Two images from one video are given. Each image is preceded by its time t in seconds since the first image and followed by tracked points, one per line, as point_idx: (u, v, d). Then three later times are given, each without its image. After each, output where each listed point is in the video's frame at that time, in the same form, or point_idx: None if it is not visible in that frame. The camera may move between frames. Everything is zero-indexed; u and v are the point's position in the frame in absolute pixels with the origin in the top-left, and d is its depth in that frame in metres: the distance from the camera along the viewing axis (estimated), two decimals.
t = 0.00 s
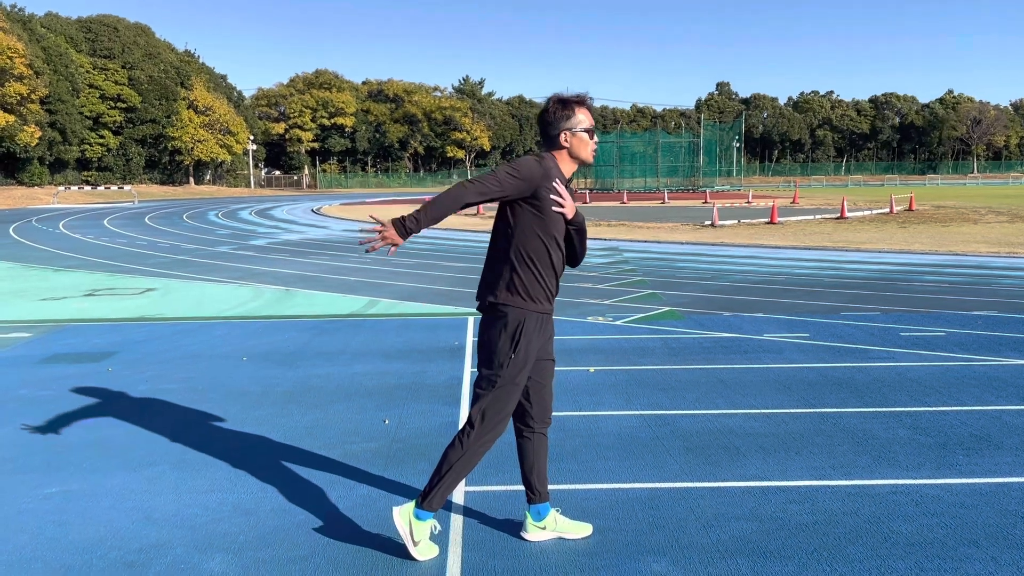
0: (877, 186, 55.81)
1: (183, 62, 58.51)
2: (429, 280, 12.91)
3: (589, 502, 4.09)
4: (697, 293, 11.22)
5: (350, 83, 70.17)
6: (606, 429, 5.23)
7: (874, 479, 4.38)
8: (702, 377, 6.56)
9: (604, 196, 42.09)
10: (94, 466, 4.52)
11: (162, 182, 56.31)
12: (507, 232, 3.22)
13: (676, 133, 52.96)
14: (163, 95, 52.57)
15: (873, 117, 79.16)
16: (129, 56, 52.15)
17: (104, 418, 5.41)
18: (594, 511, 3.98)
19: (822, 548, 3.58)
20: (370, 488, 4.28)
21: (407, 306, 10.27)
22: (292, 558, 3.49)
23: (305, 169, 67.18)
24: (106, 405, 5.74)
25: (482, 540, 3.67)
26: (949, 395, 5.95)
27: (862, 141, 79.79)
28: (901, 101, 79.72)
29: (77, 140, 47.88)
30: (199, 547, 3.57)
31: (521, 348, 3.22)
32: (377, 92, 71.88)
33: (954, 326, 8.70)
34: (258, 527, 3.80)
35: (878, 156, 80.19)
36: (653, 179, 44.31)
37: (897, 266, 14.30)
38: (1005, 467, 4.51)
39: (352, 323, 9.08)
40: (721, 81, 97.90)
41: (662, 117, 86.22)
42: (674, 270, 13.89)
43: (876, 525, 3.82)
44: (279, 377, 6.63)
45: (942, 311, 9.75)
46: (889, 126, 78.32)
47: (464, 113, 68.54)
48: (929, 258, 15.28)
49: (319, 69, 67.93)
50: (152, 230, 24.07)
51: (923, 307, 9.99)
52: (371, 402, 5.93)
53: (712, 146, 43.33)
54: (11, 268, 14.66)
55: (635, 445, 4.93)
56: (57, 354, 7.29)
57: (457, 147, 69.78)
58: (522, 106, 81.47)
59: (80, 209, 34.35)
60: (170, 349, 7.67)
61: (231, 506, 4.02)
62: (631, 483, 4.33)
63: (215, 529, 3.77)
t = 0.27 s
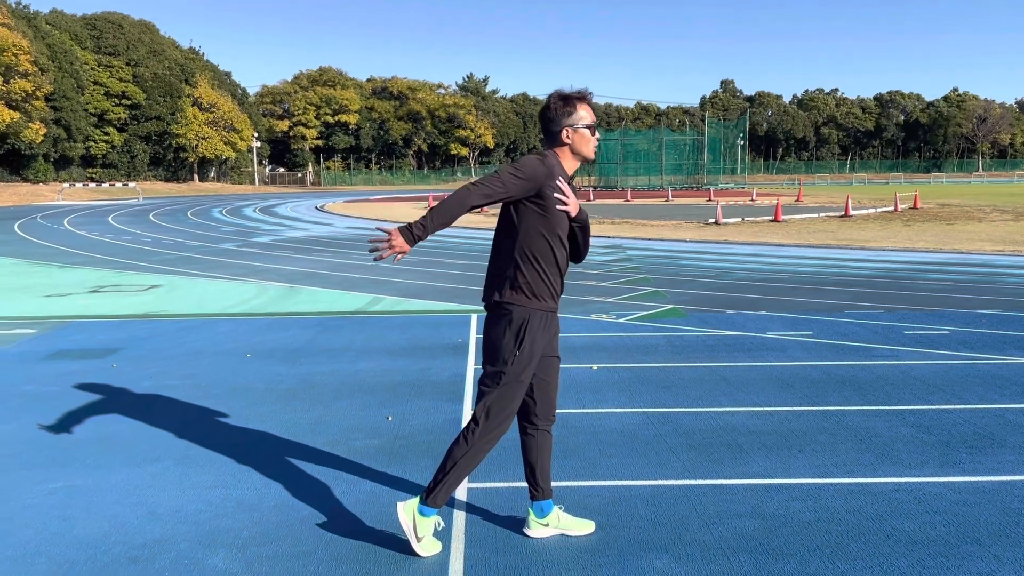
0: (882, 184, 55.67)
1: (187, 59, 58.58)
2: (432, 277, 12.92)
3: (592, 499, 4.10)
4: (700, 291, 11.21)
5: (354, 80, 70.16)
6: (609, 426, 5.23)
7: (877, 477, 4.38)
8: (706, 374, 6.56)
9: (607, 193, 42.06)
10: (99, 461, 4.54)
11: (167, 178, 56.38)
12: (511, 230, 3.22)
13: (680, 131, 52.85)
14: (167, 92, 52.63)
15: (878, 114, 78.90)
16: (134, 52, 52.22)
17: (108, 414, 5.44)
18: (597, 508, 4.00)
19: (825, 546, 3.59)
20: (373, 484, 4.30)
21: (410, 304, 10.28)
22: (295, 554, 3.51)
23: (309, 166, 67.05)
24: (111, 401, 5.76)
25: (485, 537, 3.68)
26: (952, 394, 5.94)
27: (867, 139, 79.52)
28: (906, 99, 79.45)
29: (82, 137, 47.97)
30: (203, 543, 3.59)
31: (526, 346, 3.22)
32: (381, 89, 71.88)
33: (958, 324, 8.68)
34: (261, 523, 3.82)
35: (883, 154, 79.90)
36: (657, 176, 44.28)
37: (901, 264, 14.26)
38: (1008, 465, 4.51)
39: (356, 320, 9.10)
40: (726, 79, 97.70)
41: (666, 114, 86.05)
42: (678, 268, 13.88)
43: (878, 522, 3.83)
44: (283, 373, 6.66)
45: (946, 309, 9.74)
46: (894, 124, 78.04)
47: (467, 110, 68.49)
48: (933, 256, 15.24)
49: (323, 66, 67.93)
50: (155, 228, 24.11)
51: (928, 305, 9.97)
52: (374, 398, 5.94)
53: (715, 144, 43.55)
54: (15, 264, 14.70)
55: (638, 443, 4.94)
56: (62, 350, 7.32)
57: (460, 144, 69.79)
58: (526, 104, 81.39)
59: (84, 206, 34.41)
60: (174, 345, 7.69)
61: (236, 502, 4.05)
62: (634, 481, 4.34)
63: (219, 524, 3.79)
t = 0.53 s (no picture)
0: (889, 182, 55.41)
1: (194, 57, 58.75)
2: (438, 275, 12.94)
3: (595, 497, 4.12)
4: (706, 290, 11.20)
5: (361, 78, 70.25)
6: (614, 424, 5.24)
7: (882, 476, 4.38)
8: (711, 373, 6.56)
9: (614, 191, 42.03)
10: (107, 457, 4.59)
11: (174, 176, 56.55)
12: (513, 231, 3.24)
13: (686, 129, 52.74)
14: (175, 89, 52.89)
15: (885, 113, 78.53)
16: (141, 50, 52.43)
17: (115, 410, 5.49)
18: (601, 506, 4.01)
19: (828, 544, 3.59)
20: (378, 481, 4.33)
21: (416, 301, 10.31)
22: (300, 550, 3.54)
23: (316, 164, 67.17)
24: (118, 397, 5.81)
25: (489, 533, 3.71)
26: (958, 393, 5.93)
27: (874, 137, 79.13)
28: (914, 97, 79.05)
29: (89, 134, 48.17)
30: (209, 539, 3.62)
31: (526, 344, 3.23)
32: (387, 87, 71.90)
33: (964, 324, 8.65)
34: (267, 518, 3.85)
35: (890, 152, 79.48)
36: (663, 174, 44.20)
37: (908, 263, 14.21)
38: (1014, 464, 4.51)
39: (361, 318, 9.13)
40: (732, 77, 97.34)
41: (672, 112, 85.78)
42: (684, 266, 13.86)
43: (883, 521, 3.83)
44: (289, 370, 6.69)
45: (953, 308, 9.70)
46: (902, 122, 77.65)
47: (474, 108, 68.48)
48: (940, 255, 15.18)
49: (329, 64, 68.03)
50: (162, 224, 24.20)
51: (934, 304, 9.93)
52: (380, 396, 5.97)
53: (722, 142, 43.36)
54: (24, 261, 14.79)
55: (642, 441, 4.95)
56: (70, 347, 7.38)
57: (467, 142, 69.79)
58: (532, 101, 81.26)
59: (92, 203, 34.57)
60: (180, 342, 7.73)
61: (242, 497, 4.08)
62: (638, 478, 4.36)
63: (225, 520, 3.82)
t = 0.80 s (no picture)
0: (900, 181, 55.07)
1: (204, 55, 58.99)
2: (446, 273, 12.95)
3: (602, 495, 4.12)
4: (714, 288, 11.18)
5: (370, 76, 70.34)
6: (621, 422, 5.26)
7: (890, 475, 4.36)
8: (719, 371, 6.55)
9: (622, 190, 42.09)
10: (115, 453, 4.62)
11: (183, 174, 56.75)
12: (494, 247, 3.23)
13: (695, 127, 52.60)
14: (184, 87, 53.15)
15: (895, 111, 78.05)
16: (151, 48, 52.66)
17: (125, 407, 5.54)
18: (608, 504, 4.02)
19: (836, 544, 3.58)
20: (385, 479, 4.34)
21: (423, 300, 10.34)
22: (306, 546, 3.56)
23: (324, 162, 67.18)
24: (127, 394, 5.85)
25: (495, 531, 3.72)
26: (967, 393, 5.89)
27: (885, 136, 78.61)
28: (925, 95, 78.51)
29: (99, 132, 48.41)
30: (217, 535, 3.65)
31: (514, 346, 3.23)
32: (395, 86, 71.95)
33: (975, 323, 8.59)
34: (274, 515, 3.87)
35: (901, 151, 78.91)
36: (672, 173, 44.17)
37: (918, 262, 14.12)
38: None
39: (369, 315, 9.16)
40: (742, 75, 96.91)
41: (681, 111, 85.49)
42: (692, 265, 13.84)
43: (890, 520, 3.82)
44: (297, 368, 6.74)
45: (963, 308, 9.63)
46: (913, 121, 77.09)
47: (482, 106, 68.41)
48: (951, 255, 15.08)
49: (338, 62, 68.15)
50: (171, 222, 24.34)
51: (944, 303, 9.87)
52: (388, 393, 5.99)
53: (731, 141, 43.02)
54: (34, 258, 14.92)
55: (649, 439, 4.96)
56: (79, 344, 7.44)
57: (475, 141, 69.77)
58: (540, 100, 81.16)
59: (102, 201, 34.81)
60: (189, 339, 7.78)
61: (249, 494, 4.11)
62: (645, 477, 4.36)
63: (232, 516, 3.84)
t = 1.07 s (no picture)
0: (912, 181, 54.67)
1: (215, 54, 59.28)
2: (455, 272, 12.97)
3: (611, 495, 4.12)
4: (724, 288, 11.15)
5: (380, 75, 70.56)
6: (631, 422, 5.25)
7: (902, 477, 4.34)
8: (730, 371, 6.53)
9: (631, 189, 42.02)
10: (128, 450, 4.66)
11: (195, 172, 57.07)
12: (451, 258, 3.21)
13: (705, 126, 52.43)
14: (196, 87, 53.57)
15: (907, 111, 77.50)
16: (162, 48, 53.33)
17: (137, 404, 5.58)
18: (617, 504, 4.01)
19: (847, 545, 3.57)
20: (394, 477, 4.36)
21: (433, 298, 10.36)
22: (316, 544, 3.57)
23: (334, 161, 67.17)
24: (139, 391, 5.89)
25: (505, 530, 3.72)
26: (980, 394, 5.85)
27: (896, 136, 78.08)
28: (937, 95, 77.97)
29: (112, 131, 48.71)
30: (228, 532, 3.67)
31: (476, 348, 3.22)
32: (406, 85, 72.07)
33: (988, 324, 8.52)
34: (283, 513, 3.89)
35: (912, 151, 78.35)
36: (682, 173, 43.99)
37: (930, 263, 14.03)
38: None
39: (379, 314, 9.19)
40: (753, 75, 96.48)
41: (691, 110, 85.22)
42: (702, 264, 13.80)
43: (903, 522, 3.80)
44: (308, 366, 6.76)
45: (976, 308, 9.56)
46: (925, 121, 76.53)
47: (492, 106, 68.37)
48: (963, 255, 14.97)
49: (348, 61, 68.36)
50: (183, 221, 24.49)
51: (956, 304, 9.80)
52: (398, 391, 6.01)
53: (741, 140, 42.95)
54: (47, 256, 15.03)
55: (658, 438, 4.96)
56: (93, 341, 7.51)
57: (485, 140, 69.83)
58: (550, 99, 81.09)
59: (115, 199, 35.08)
60: (200, 337, 7.83)
61: (259, 492, 4.13)
62: (655, 477, 4.36)
63: (243, 514, 3.87)
